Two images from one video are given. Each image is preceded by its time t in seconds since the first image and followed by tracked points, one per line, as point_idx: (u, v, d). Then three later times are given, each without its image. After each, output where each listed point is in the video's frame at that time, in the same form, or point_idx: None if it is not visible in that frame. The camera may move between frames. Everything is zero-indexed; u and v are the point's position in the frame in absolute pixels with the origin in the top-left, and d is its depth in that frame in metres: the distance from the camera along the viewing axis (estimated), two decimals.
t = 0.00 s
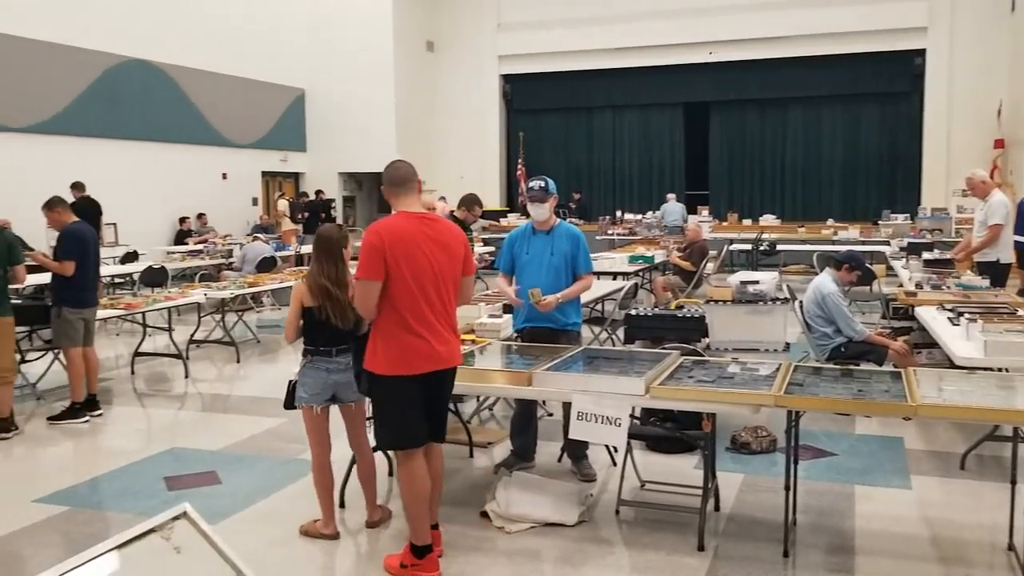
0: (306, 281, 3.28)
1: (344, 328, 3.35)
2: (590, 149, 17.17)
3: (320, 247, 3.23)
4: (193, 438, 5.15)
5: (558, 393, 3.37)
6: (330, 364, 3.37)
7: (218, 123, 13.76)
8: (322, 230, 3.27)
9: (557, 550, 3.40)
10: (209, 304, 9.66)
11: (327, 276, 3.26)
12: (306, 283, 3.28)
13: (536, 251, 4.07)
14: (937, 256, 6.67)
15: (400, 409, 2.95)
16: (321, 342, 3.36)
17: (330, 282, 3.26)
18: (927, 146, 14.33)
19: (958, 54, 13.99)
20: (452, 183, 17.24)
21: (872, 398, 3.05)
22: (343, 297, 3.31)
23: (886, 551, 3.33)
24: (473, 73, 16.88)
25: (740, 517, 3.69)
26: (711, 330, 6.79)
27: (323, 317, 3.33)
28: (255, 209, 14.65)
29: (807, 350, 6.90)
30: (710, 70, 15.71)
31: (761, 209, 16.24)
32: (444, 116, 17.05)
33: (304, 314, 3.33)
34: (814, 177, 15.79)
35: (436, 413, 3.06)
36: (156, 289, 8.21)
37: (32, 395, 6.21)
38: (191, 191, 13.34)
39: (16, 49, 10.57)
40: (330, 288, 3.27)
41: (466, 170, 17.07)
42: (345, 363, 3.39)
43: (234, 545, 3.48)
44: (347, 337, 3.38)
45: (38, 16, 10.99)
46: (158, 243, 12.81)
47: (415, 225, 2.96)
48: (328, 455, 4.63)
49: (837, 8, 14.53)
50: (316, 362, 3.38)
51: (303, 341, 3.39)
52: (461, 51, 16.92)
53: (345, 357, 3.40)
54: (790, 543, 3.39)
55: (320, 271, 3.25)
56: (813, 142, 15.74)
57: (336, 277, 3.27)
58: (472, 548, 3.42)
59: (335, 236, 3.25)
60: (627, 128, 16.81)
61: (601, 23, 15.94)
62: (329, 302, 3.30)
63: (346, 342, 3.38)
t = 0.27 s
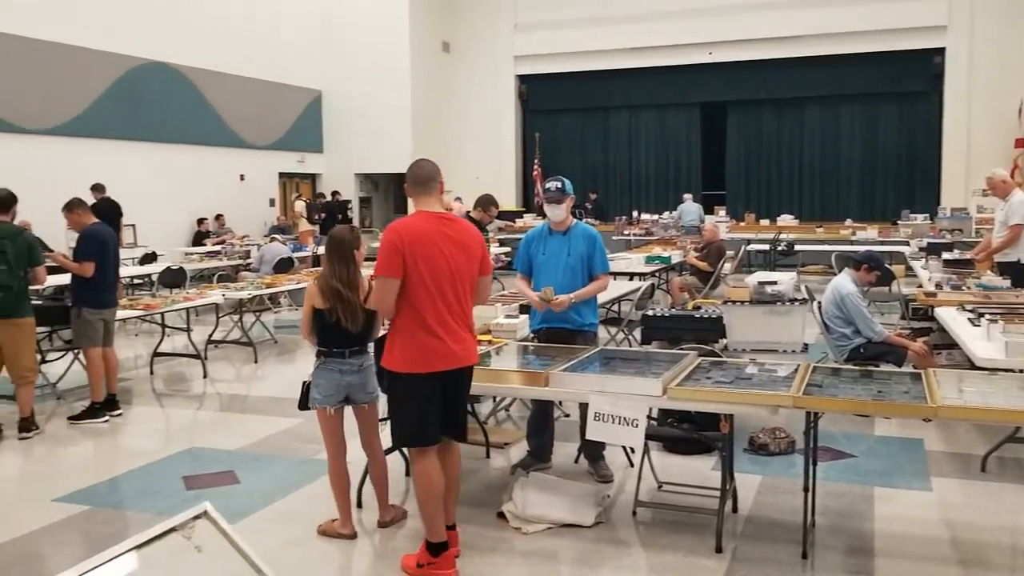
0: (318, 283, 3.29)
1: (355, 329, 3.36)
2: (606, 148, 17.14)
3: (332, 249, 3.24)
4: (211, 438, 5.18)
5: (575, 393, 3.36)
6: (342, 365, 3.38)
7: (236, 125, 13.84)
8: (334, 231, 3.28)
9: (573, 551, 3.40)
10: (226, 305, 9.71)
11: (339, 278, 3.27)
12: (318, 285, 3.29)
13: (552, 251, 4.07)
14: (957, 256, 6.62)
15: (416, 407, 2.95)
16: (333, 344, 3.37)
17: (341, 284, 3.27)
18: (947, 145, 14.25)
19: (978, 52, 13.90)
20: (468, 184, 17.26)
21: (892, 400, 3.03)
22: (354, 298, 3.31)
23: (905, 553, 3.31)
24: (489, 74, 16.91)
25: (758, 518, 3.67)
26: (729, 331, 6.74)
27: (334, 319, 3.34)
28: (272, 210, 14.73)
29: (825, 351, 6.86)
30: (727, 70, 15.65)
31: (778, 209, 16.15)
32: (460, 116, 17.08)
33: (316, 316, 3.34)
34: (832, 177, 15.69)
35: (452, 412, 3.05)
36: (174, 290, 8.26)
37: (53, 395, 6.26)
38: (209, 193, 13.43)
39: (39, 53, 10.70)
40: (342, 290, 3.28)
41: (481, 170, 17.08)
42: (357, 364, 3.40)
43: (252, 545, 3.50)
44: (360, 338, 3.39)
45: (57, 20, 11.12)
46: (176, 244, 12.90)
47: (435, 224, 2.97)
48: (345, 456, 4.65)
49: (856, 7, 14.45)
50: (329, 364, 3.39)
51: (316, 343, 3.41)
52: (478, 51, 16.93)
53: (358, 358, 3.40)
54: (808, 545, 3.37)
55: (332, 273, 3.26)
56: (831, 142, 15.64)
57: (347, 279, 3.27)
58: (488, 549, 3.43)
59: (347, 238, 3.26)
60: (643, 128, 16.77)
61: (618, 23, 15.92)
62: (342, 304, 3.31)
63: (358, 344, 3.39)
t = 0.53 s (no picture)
0: (332, 284, 3.31)
1: (368, 331, 3.36)
2: (621, 148, 17.11)
3: (345, 249, 3.26)
4: (229, 438, 5.21)
5: (591, 394, 3.36)
6: (355, 367, 3.38)
7: (252, 126, 13.90)
8: (348, 232, 3.30)
9: (589, 552, 3.40)
10: (243, 305, 9.77)
11: (352, 279, 3.28)
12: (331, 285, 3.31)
13: (568, 252, 4.07)
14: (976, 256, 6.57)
15: (428, 404, 2.97)
16: (347, 345, 3.38)
17: (353, 285, 3.28)
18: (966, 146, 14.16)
19: (998, 51, 13.79)
20: (483, 184, 17.27)
21: (911, 401, 3.01)
22: (367, 300, 3.32)
23: (924, 556, 3.29)
24: (504, 75, 16.92)
25: (775, 520, 3.66)
26: (745, 332, 6.75)
27: (346, 320, 3.35)
28: (288, 211, 14.79)
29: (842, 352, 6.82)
30: (743, 70, 15.59)
31: (795, 210, 16.07)
32: (475, 117, 17.10)
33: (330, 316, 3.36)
34: (849, 176, 15.60)
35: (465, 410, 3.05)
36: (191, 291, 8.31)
37: (71, 395, 6.31)
38: (225, 194, 13.50)
39: (55, 55, 10.77)
40: (355, 290, 3.29)
41: (496, 171, 17.10)
42: (370, 365, 3.40)
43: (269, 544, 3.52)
44: (373, 339, 3.39)
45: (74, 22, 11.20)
46: (193, 245, 12.97)
47: (452, 223, 2.98)
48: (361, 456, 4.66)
49: (873, 6, 14.35)
50: (343, 364, 3.40)
51: (331, 344, 3.42)
52: (493, 52, 16.94)
53: (371, 359, 3.40)
54: (826, 547, 3.35)
55: (345, 274, 3.28)
56: (848, 141, 15.55)
57: (359, 280, 3.28)
58: (504, 549, 3.43)
59: (360, 239, 3.27)
60: (659, 128, 16.73)
61: (633, 23, 15.89)
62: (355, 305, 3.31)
63: (371, 345, 3.39)
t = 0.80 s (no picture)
0: (347, 284, 3.32)
1: (383, 332, 3.36)
2: (637, 147, 17.07)
3: (361, 250, 3.26)
4: (246, 438, 5.24)
5: (606, 395, 3.36)
6: (370, 367, 3.39)
7: (268, 127, 13.97)
8: (363, 233, 3.31)
9: (605, 553, 3.39)
10: (260, 305, 9.82)
11: (367, 279, 3.28)
12: (347, 285, 3.32)
13: (585, 252, 4.07)
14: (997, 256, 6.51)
15: (440, 401, 2.99)
16: (362, 345, 3.39)
17: (368, 287, 3.28)
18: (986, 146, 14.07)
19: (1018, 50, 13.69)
20: (499, 185, 17.29)
21: (930, 403, 2.98)
22: (382, 300, 3.32)
23: (943, 559, 3.26)
24: (520, 75, 16.93)
25: (793, 522, 3.64)
26: (763, 333, 6.73)
27: (360, 321, 3.35)
28: (304, 212, 14.86)
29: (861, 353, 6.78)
30: (759, 69, 15.52)
31: (813, 210, 15.98)
32: (491, 117, 17.12)
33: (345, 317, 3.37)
34: (867, 176, 15.50)
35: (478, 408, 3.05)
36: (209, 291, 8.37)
37: (91, 394, 6.37)
38: (242, 194, 13.58)
39: (75, 56, 10.88)
40: (369, 291, 3.30)
41: (512, 171, 17.11)
42: (386, 365, 3.41)
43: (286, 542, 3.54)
44: (388, 340, 3.39)
45: (93, 25, 11.32)
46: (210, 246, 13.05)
47: (470, 224, 2.99)
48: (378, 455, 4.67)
49: (891, 4, 14.26)
50: (358, 364, 3.41)
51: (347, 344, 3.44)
52: (509, 52, 16.95)
53: (386, 360, 3.41)
54: (844, 549, 3.34)
55: (360, 274, 3.28)
56: (867, 141, 15.45)
57: (374, 281, 3.28)
58: (521, 549, 3.43)
59: (375, 239, 3.28)
60: (675, 128, 16.67)
61: (649, 23, 15.87)
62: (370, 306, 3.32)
63: (386, 346, 3.40)
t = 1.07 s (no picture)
0: (366, 284, 3.34)
1: (401, 332, 3.37)
2: (656, 147, 17.01)
3: (380, 251, 3.28)
4: (266, 437, 5.27)
5: (626, 396, 3.35)
6: (389, 367, 3.41)
7: (287, 127, 14.04)
8: (383, 233, 3.32)
9: (624, 554, 3.39)
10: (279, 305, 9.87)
11: (386, 280, 3.29)
12: (366, 285, 3.34)
13: (603, 252, 4.06)
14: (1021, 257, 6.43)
15: (454, 398, 3.00)
16: (381, 345, 3.40)
17: (385, 287, 3.29)
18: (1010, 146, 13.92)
19: None
20: (517, 185, 17.31)
21: (952, 404, 2.96)
22: (399, 301, 3.32)
23: (965, 562, 3.23)
24: (538, 75, 16.93)
25: (813, 524, 3.62)
26: (783, 334, 6.69)
27: (379, 322, 3.37)
28: (323, 212, 14.92)
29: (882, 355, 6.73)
30: (779, 69, 15.44)
31: (833, 211, 15.87)
32: (510, 117, 17.12)
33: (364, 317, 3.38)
34: (889, 176, 15.37)
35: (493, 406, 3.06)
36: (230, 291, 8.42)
37: (113, 393, 6.43)
38: (261, 195, 13.66)
39: (94, 57, 10.97)
40: (388, 292, 3.31)
41: (530, 171, 17.12)
42: (405, 365, 3.42)
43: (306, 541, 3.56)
44: (408, 340, 3.40)
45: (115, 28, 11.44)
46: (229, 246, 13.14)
47: (488, 223, 3.00)
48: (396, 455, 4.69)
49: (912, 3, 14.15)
50: (378, 364, 3.42)
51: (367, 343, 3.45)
52: (527, 52, 16.96)
53: (406, 360, 3.42)
54: (865, 552, 3.31)
55: (379, 275, 3.29)
56: (888, 141, 15.33)
57: (393, 282, 3.29)
58: (539, 550, 3.43)
59: (394, 240, 3.29)
60: (694, 128, 16.60)
61: (668, 23, 15.83)
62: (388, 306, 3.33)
63: (405, 346, 3.40)
